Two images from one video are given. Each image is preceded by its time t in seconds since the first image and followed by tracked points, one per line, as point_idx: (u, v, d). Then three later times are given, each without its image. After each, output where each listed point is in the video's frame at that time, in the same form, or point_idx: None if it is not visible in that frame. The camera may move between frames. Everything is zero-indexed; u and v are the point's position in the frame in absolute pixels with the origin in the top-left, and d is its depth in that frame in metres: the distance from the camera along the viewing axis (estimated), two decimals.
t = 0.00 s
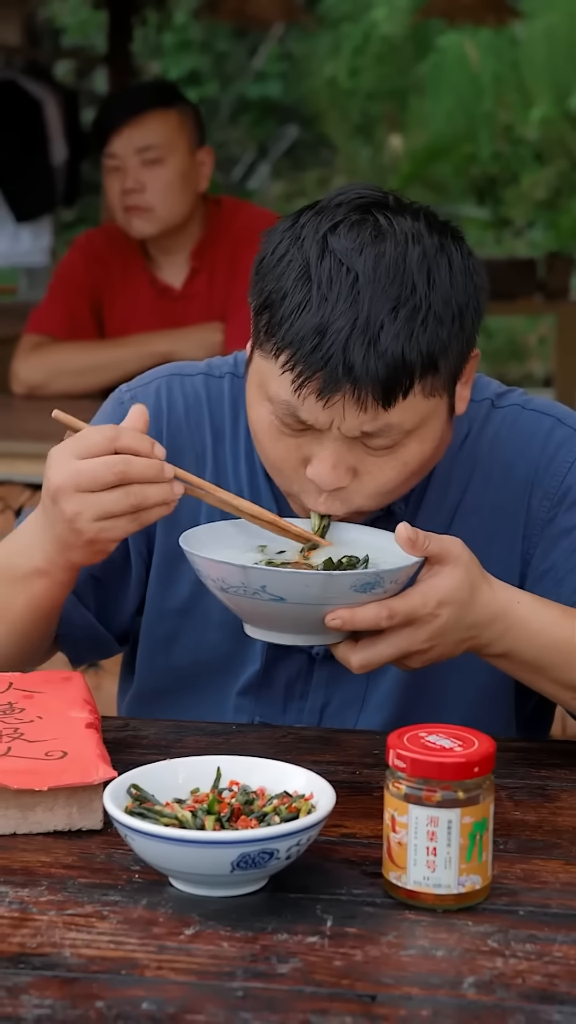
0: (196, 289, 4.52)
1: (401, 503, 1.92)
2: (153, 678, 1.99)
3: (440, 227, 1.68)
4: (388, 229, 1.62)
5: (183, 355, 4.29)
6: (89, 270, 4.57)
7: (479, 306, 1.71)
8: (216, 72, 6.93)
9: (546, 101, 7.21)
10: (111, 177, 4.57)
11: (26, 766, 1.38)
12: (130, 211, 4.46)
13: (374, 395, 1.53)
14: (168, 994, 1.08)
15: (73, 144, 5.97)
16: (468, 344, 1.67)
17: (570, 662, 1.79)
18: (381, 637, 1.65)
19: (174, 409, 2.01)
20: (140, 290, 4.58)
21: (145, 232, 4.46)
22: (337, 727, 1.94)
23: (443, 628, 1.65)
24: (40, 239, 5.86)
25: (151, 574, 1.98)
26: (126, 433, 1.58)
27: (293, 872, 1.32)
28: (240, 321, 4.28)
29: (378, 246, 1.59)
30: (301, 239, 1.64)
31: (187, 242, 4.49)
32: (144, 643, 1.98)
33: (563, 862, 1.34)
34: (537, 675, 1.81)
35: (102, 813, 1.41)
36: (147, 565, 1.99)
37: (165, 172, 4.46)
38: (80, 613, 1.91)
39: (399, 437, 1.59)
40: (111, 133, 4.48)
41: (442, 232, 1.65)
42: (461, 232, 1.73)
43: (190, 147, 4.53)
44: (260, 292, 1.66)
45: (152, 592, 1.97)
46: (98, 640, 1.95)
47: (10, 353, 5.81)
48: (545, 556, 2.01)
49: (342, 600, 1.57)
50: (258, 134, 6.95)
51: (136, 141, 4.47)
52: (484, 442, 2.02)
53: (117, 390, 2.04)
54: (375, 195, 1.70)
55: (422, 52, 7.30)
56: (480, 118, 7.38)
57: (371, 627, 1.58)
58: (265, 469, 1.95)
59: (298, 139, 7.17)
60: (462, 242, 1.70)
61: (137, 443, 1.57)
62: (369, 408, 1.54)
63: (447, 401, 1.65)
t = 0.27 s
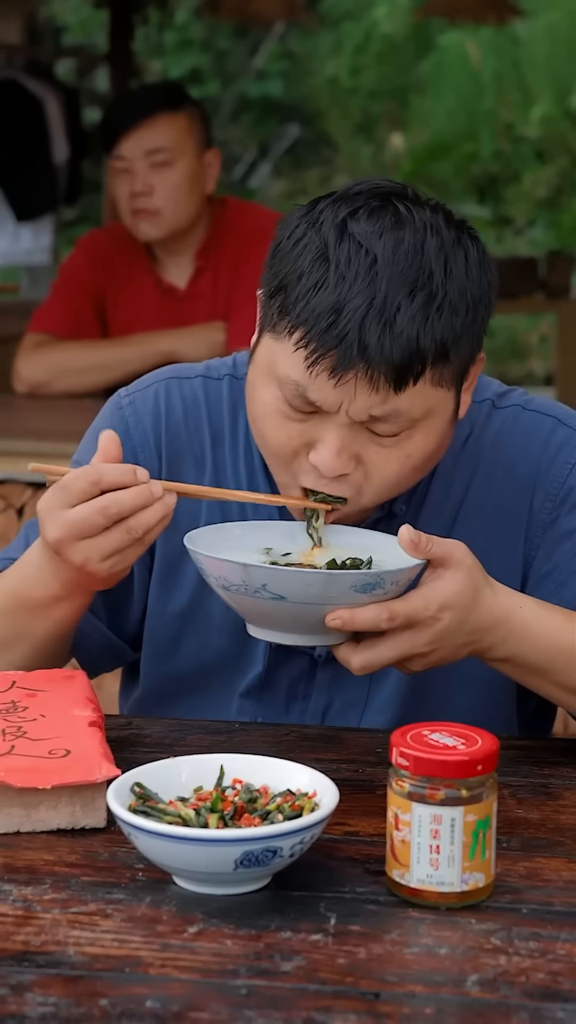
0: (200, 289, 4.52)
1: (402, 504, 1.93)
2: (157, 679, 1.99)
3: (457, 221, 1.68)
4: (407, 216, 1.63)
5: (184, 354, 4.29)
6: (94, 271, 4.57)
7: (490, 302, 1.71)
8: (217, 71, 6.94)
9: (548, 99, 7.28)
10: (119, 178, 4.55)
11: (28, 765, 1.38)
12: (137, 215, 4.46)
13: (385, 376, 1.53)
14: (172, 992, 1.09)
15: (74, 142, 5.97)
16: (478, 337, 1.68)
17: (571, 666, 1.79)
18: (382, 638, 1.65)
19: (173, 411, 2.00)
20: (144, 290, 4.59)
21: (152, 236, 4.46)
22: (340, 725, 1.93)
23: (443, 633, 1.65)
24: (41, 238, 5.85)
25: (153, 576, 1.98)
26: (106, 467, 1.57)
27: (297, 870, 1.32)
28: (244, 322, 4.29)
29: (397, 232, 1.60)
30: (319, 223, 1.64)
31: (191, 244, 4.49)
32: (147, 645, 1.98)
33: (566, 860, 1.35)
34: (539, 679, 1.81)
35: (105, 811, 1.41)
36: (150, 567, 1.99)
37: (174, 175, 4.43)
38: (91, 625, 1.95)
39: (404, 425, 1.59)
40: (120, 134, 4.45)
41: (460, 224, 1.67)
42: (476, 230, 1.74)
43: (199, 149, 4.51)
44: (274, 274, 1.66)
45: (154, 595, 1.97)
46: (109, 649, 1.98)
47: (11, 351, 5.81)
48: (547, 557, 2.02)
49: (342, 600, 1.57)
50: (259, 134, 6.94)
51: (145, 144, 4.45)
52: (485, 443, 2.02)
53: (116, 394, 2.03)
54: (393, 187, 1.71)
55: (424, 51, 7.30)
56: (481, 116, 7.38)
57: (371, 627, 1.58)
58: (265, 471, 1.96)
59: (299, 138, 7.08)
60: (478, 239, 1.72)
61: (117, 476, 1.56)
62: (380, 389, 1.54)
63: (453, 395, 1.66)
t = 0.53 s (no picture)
0: (201, 290, 4.52)
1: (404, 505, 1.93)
2: (156, 680, 1.99)
3: (508, 259, 1.68)
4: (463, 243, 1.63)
5: (186, 354, 4.30)
6: (96, 270, 4.58)
7: (517, 342, 1.72)
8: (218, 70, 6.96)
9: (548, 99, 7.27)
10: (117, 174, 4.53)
11: (32, 764, 1.39)
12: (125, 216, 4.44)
13: (396, 395, 1.54)
14: (176, 990, 1.09)
15: (75, 142, 5.97)
16: (496, 379, 1.68)
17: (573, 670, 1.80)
18: (385, 643, 1.65)
19: (171, 411, 2.00)
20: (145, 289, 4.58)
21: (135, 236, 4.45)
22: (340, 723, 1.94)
23: (446, 637, 1.65)
24: (42, 237, 5.88)
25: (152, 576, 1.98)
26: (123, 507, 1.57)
27: (300, 867, 1.33)
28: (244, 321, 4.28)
29: (448, 256, 1.60)
30: (376, 222, 1.64)
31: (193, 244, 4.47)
32: (146, 647, 1.97)
33: (569, 858, 1.35)
34: (542, 682, 1.81)
35: (109, 809, 1.41)
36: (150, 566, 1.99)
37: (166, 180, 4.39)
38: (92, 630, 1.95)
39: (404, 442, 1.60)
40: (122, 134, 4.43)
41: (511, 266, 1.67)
42: (525, 271, 1.74)
43: (197, 159, 4.44)
44: (319, 259, 1.65)
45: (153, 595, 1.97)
46: (108, 651, 2.00)
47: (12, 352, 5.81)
48: (546, 557, 2.02)
49: (344, 603, 1.57)
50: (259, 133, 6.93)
51: (140, 146, 4.40)
52: (486, 443, 2.02)
53: (113, 392, 2.02)
54: (456, 205, 1.70)
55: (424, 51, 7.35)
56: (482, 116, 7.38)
57: (372, 632, 1.59)
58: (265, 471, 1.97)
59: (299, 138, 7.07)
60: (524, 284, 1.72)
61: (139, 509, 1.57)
62: (386, 404, 1.54)
63: (457, 428, 1.67)
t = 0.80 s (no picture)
0: (204, 291, 4.53)
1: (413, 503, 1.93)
2: (164, 679, 2.00)
3: (476, 238, 1.68)
4: (425, 235, 1.63)
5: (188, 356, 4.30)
6: (99, 270, 4.58)
7: (505, 315, 1.71)
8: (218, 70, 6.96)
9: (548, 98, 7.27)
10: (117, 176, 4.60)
11: (36, 762, 1.39)
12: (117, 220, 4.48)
13: (405, 403, 1.54)
14: (180, 988, 1.09)
15: (76, 142, 5.98)
16: (495, 354, 1.67)
17: None
18: (395, 644, 1.65)
19: (174, 409, 2.00)
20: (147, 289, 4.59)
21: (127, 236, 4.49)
22: (343, 723, 1.95)
23: (455, 637, 1.66)
24: (43, 237, 5.89)
25: (156, 573, 1.98)
26: (26, 530, 1.58)
27: (303, 865, 1.33)
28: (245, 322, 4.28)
29: (416, 253, 1.60)
30: (337, 239, 1.64)
31: (197, 244, 4.47)
32: (153, 645, 1.98)
33: (571, 857, 1.35)
34: (550, 682, 1.82)
35: (112, 808, 1.42)
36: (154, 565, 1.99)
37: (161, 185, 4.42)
38: (95, 629, 1.95)
39: (422, 442, 1.61)
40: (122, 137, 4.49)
41: (477, 242, 1.66)
42: (493, 240, 1.73)
43: (188, 172, 4.45)
44: (291, 289, 1.65)
45: (157, 594, 1.97)
46: (113, 653, 2.00)
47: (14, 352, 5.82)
48: (552, 556, 2.03)
49: (357, 606, 1.58)
50: (260, 133, 6.95)
51: (135, 151, 4.45)
52: (492, 442, 2.03)
53: (118, 391, 2.03)
54: (410, 198, 1.70)
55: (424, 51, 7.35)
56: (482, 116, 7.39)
57: (384, 634, 1.58)
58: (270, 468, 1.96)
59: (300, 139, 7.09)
60: (494, 254, 1.71)
61: (42, 531, 1.58)
62: (398, 414, 1.55)
63: (468, 411, 1.66)
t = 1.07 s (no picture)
0: (206, 295, 4.54)
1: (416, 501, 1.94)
2: (172, 680, 2.01)
3: (432, 206, 1.69)
4: (381, 213, 1.64)
5: (191, 359, 4.30)
6: (102, 273, 4.60)
7: (480, 275, 1.71)
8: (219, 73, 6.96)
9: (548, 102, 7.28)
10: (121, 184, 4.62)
11: (40, 763, 1.39)
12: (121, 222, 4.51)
13: (398, 375, 1.54)
14: (184, 989, 1.10)
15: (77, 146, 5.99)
16: (477, 313, 1.67)
17: None
18: (400, 629, 1.66)
19: (178, 412, 2.00)
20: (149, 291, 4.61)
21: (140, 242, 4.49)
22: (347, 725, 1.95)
23: (456, 622, 1.66)
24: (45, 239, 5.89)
25: (162, 574, 1.99)
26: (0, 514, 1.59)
27: (307, 867, 1.34)
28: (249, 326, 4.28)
29: (375, 232, 1.61)
30: (297, 236, 1.66)
31: (200, 246, 4.49)
32: (159, 648, 1.99)
33: (574, 859, 1.36)
34: (547, 672, 1.82)
35: (116, 810, 1.42)
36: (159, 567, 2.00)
37: (160, 190, 4.45)
38: (107, 634, 1.96)
39: (426, 413, 1.59)
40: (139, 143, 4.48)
41: (431, 207, 1.67)
42: (449, 206, 1.73)
43: (188, 176, 4.46)
44: (265, 296, 1.67)
45: (163, 596, 1.98)
46: (123, 658, 2.00)
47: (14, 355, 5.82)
48: (554, 553, 2.03)
49: (370, 588, 1.57)
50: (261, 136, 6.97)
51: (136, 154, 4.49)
52: (495, 442, 2.03)
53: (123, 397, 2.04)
54: (361, 184, 1.72)
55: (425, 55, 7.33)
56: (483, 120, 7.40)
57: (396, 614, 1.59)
58: (274, 470, 1.96)
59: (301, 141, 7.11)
60: (453, 216, 1.71)
61: (15, 515, 1.59)
62: (394, 389, 1.54)
63: (465, 372, 1.65)
